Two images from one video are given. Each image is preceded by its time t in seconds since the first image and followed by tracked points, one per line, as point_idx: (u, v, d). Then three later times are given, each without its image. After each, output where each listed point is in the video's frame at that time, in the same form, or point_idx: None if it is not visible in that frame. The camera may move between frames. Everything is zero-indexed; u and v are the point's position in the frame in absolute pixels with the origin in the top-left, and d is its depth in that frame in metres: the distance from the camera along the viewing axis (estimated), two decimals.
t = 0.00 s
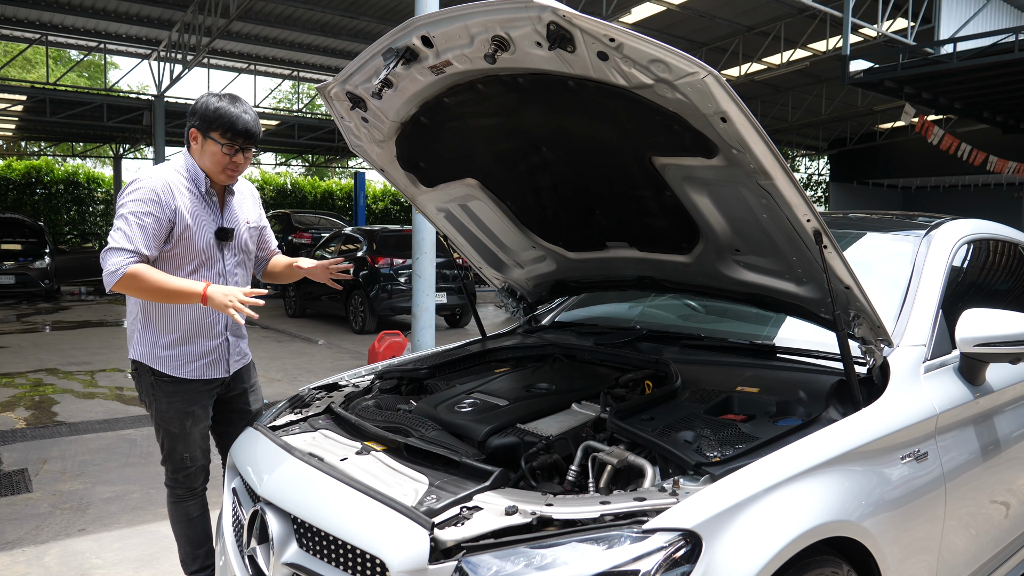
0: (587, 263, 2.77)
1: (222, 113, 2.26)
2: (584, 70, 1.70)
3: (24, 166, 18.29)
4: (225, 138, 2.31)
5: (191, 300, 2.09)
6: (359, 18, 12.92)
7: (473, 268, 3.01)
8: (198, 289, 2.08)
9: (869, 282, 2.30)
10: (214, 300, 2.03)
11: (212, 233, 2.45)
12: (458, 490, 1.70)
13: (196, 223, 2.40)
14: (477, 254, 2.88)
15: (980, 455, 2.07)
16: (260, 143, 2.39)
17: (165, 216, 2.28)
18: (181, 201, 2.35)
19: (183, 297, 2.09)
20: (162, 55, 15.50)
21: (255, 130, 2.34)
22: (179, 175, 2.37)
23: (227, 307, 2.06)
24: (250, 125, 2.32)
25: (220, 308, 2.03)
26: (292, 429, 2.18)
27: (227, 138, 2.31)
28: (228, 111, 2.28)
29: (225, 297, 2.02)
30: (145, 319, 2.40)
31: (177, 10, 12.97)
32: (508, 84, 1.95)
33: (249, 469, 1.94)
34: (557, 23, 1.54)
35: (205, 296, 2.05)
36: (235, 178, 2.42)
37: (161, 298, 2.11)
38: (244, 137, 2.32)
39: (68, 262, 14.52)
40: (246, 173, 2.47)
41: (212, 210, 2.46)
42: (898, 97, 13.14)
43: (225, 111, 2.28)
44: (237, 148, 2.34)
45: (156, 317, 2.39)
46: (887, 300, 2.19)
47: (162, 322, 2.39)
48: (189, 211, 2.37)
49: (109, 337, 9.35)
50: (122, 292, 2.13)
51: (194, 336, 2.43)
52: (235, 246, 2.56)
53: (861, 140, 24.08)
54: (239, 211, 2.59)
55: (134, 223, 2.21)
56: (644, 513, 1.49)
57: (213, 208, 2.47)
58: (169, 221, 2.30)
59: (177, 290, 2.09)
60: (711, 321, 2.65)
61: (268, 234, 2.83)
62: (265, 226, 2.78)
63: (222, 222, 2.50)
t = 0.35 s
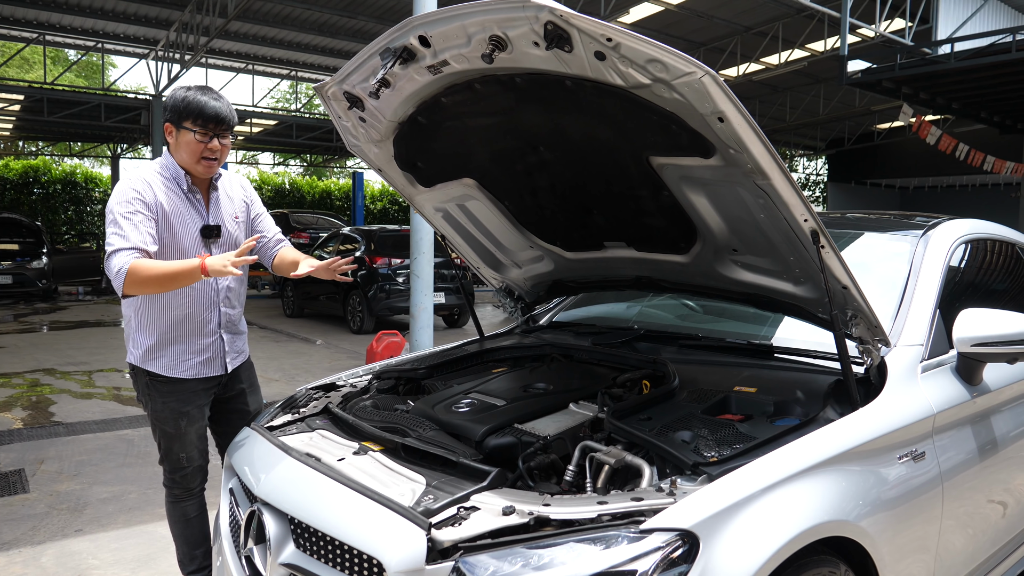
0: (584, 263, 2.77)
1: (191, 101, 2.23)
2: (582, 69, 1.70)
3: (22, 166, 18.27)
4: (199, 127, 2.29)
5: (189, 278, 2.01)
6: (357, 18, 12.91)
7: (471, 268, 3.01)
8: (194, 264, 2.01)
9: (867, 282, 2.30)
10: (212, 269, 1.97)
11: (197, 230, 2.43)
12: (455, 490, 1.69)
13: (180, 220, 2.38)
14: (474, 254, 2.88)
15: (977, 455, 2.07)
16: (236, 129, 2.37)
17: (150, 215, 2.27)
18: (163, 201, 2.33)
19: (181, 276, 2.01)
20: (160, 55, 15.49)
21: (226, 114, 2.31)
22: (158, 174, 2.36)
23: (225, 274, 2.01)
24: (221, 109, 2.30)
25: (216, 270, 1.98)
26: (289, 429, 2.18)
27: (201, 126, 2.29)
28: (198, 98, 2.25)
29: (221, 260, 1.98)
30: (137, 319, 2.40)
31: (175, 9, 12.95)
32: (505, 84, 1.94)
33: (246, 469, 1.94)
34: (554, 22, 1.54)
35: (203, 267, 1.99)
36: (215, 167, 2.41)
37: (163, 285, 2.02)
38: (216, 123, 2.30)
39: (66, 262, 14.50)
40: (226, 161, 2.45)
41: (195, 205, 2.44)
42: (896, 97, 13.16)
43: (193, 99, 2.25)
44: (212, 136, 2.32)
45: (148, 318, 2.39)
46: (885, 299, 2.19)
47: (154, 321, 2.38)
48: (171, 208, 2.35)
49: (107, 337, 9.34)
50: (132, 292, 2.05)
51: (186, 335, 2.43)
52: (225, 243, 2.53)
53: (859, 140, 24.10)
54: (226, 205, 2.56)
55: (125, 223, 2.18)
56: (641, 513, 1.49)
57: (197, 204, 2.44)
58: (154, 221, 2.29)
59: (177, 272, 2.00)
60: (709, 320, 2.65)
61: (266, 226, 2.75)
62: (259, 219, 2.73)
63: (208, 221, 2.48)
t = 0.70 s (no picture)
0: (583, 263, 2.77)
1: (171, 100, 2.22)
2: (581, 68, 1.70)
3: (19, 166, 18.24)
4: (183, 125, 2.28)
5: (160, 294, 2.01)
6: (355, 18, 12.90)
7: (469, 267, 3.00)
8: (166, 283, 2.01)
9: (866, 282, 2.30)
10: (183, 294, 1.96)
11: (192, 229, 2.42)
12: (454, 490, 1.69)
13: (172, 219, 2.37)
14: (472, 254, 2.88)
15: (976, 454, 2.07)
16: (220, 119, 2.37)
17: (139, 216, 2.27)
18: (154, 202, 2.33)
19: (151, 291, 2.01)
20: (158, 55, 15.48)
21: (209, 109, 2.31)
22: (149, 174, 2.36)
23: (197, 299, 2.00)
24: (202, 106, 2.29)
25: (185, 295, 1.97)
26: (288, 429, 2.18)
27: (185, 124, 2.28)
28: (179, 95, 2.25)
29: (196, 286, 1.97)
30: (136, 320, 2.40)
31: (173, 9, 12.92)
32: (504, 83, 1.94)
33: (245, 469, 1.94)
34: (553, 21, 1.54)
35: (174, 288, 1.98)
36: (208, 162, 2.39)
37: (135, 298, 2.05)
38: (198, 117, 2.29)
39: (64, 262, 14.47)
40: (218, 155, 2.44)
41: (192, 204, 2.44)
42: (894, 97, 13.17)
43: (175, 97, 2.24)
44: (197, 131, 2.31)
45: (147, 318, 2.39)
46: (884, 298, 2.19)
47: (150, 322, 2.39)
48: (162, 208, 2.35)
49: (105, 337, 9.33)
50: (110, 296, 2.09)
51: (183, 334, 2.42)
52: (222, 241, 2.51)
53: (857, 140, 24.12)
54: (223, 202, 2.54)
55: (112, 228, 2.20)
56: (641, 513, 1.49)
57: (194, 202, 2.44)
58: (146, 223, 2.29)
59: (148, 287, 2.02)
60: (708, 320, 2.65)
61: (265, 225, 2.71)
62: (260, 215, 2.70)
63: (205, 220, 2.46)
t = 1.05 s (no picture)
0: (581, 262, 2.77)
1: (169, 110, 2.21)
2: (580, 68, 1.70)
3: (16, 166, 18.18)
4: (183, 137, 2.27)
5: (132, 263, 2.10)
6: (353, 18, 12.90)
7: (468, 267, 3.00)
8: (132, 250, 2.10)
9: (864, 282, 2.29)
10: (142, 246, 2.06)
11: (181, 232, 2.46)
12: (453, 490, 1.69)
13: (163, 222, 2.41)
14: (471, 253, 2.87)
15: (974, 454, 2.07)
16: (220, 130, 2.33)
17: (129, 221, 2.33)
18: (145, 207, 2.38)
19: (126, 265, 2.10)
20: (156, 54, 15.45)
21: (210, 122, 2.29)
22: (143, 180, 2.39)
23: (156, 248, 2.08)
24: (203, 120, 2.27)
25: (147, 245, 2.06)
26: (286, 428, 2.17)
27: (185, 136, 2.27)
28: (180, 105, 2.23)
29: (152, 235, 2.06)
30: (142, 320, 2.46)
31: (171, 9, 12.90)
32: (503, 83, 1.94)
33: (244, 468, 1.93)
34: (551, 21, 1.54)
35: (135, 249, 2.07)
36: (207, 173, 2.38)
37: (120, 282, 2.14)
38: (200, 131, 2.27)
39: (62, 261, 14.43)
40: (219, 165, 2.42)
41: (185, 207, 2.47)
42: (892, 97, 13.18)
43: (173, 107, 2.22)
44: (196, 144, 2.29)
45: (148, 318, 2.43)
46: (882, 299, 2.19)
47: (150, 321, 2.43)
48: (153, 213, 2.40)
49: (102, 337, 9.32)
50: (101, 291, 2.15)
51: (181, 335, 2.44)
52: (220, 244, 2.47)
53: (855, 140, 24.13)
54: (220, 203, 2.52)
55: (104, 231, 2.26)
56: (639, 512, 1.49)
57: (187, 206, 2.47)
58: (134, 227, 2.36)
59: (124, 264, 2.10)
60: (707, 320, 2.64)
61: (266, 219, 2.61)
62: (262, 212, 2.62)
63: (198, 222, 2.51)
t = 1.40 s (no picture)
0: (580, 262, 2.77)
1: (147, 107, 2.22)
2: (578, 67, 1.69)
3: (14, 166, 18.12)
4: (168, 131, 2.26)
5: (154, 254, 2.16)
6: (351, 17, 12.88)
7: (466, 267, 3.00)
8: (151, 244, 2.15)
9: (862, 281, 2.29)
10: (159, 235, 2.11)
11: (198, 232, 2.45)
12: (452, 490, 1.69)
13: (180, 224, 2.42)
14: (470, 254, 2.87)
15: (972, 453, 2.07)
16: (201, 113, 2.30)
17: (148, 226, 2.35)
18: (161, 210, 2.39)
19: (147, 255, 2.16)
20: (153, 54, 15.42)
21: (188, 109, 2.27)
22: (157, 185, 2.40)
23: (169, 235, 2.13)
24: (179, 107, 2.25)
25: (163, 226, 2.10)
26: (284, 429, 2.17)
27: (169, 129, 2.25)
28: (159, 101, 2.24)
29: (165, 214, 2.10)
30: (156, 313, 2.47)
31: (169, 9, 12.88)
32: (502, 83, 1.94)
33: (242, 469, 1.93)
34: (550, 21, 1.54)
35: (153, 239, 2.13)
36: (206, 164, 2.36)
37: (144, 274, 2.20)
38: (180, 119, 2.25)
39: (59, 262, 14.41)
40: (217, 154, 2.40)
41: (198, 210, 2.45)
42: (890, 97, 13.19)
43: (151, 105, 2.23)
44: (181, 133, 2.27)
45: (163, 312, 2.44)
46: (879, 298, 2.20)
47: (166, 315, 2.45)
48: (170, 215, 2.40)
49: (100, 337, 9.30)
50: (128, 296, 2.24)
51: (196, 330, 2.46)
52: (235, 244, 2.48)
53: (853, 140, 24.14)
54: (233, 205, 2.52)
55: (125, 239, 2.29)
56: (638, 512, 1.49)
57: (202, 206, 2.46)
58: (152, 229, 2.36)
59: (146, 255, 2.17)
60: (705, 320, 2.64)
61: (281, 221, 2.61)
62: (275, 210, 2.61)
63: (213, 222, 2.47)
